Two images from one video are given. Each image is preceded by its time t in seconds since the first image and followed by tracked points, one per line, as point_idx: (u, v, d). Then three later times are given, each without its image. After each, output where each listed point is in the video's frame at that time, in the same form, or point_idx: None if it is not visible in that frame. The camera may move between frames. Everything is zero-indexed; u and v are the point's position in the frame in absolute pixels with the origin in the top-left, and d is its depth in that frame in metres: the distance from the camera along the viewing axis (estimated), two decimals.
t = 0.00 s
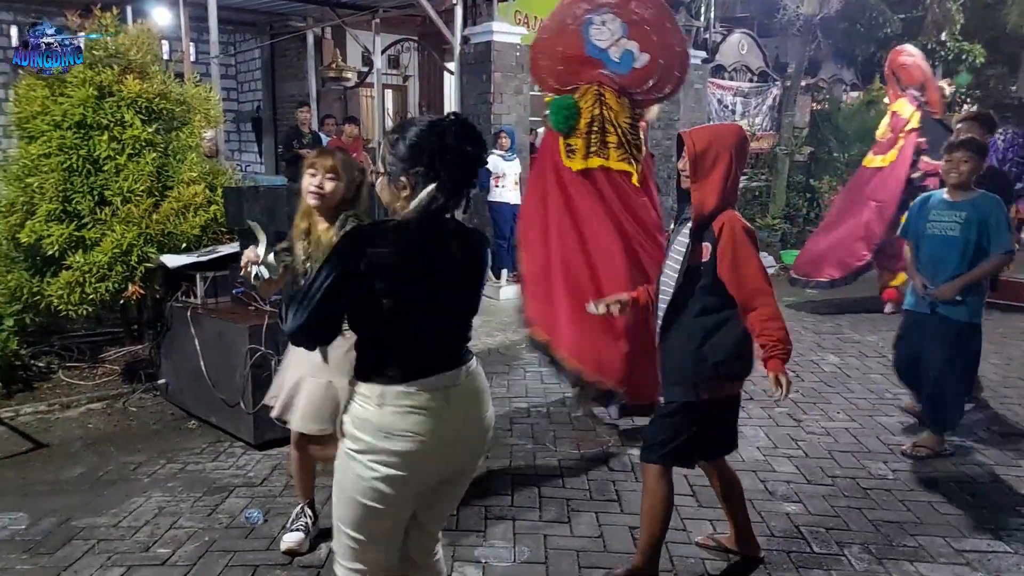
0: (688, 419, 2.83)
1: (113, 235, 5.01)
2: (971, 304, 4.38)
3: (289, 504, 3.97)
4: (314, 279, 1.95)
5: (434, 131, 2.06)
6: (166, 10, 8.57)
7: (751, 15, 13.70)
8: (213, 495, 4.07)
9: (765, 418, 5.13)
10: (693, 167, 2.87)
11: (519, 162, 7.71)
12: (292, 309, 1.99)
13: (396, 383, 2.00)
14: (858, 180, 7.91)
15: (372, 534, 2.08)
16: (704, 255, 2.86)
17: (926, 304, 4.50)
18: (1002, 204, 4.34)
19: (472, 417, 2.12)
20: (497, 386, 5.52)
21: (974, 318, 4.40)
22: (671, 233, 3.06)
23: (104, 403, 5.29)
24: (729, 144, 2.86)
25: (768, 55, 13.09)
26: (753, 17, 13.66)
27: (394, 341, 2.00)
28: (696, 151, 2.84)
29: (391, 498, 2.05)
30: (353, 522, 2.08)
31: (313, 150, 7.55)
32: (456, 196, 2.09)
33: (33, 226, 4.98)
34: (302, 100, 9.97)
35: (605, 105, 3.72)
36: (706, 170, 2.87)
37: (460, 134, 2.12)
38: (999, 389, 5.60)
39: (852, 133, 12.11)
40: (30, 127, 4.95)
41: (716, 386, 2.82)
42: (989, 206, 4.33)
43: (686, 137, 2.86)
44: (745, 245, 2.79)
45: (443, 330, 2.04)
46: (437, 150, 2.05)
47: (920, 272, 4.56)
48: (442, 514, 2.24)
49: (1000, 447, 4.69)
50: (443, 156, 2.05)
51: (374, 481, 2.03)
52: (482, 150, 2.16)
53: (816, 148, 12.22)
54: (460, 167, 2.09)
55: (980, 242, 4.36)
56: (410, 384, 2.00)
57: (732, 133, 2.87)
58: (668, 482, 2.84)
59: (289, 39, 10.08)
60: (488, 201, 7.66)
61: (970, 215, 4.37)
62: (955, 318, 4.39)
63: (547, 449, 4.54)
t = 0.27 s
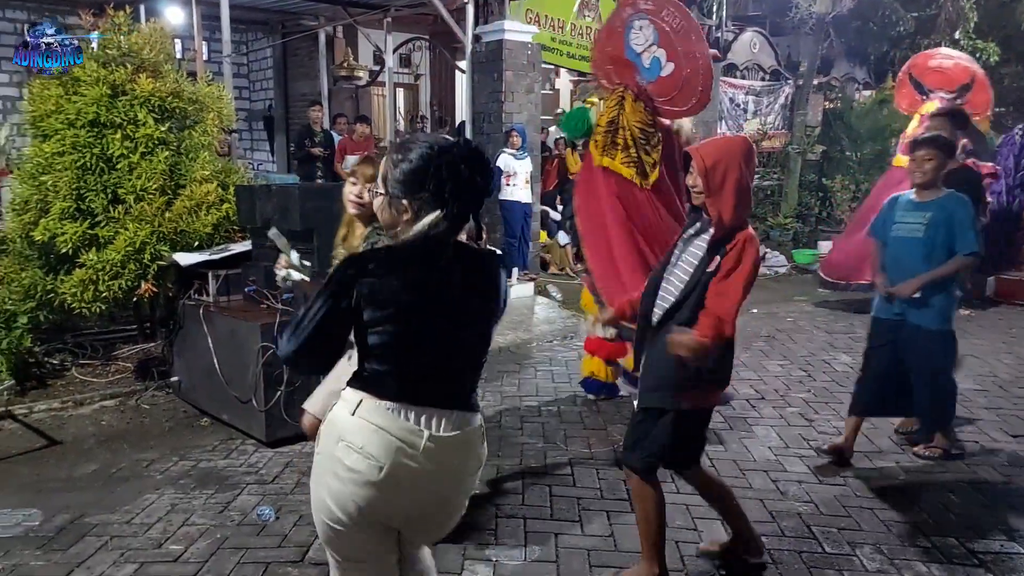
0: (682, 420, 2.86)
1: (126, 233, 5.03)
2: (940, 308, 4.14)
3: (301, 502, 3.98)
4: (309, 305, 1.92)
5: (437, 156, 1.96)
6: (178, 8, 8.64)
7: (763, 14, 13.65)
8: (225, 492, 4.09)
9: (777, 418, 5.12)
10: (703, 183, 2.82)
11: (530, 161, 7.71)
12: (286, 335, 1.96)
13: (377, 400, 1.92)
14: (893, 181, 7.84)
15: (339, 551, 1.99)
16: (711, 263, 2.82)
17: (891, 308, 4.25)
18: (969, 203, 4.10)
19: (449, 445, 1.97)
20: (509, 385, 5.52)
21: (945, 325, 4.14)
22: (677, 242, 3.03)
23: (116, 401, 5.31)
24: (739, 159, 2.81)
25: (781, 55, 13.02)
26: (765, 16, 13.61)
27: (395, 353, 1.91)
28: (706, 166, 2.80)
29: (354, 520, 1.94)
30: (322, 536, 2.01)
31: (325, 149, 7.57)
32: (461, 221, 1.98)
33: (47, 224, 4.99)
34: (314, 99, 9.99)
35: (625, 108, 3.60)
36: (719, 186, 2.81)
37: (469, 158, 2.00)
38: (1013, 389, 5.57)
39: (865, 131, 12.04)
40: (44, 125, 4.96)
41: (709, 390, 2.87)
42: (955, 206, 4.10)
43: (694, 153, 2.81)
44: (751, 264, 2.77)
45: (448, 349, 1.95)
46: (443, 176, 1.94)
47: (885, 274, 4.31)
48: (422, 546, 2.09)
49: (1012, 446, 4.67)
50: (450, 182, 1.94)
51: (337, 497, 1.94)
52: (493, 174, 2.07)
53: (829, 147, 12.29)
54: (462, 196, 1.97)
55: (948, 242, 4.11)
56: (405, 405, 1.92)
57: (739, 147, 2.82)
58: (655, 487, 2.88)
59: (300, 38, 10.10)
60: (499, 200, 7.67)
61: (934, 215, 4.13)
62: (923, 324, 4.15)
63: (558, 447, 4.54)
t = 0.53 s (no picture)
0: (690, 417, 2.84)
1: (135, 231, 5.03)
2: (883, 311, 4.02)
3: (309, 500, 3.99)
4: (316, 290, 1.99)
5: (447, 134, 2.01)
6: (187, 7, 8.66)
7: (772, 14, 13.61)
8: (233, 491, 4.10)
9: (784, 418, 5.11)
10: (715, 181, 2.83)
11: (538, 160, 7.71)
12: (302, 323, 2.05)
13: (380, 396, 1.91)
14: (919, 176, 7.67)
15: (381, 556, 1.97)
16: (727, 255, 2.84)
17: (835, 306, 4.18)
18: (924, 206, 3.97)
19: (460, 433, 1.89)
20: (517, 385, 5.52)
21: (884, 329, 4.02)
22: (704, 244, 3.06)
23: (125, 399, 5.32)
24: (750, 158, 2.81)
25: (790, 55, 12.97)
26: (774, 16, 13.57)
27: (396, 334, 1.90)
28: (720, 164, 2.80)
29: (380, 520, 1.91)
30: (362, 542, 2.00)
31: (333, 148, 7.56)
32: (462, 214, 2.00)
33: (56, 223, 5.00)
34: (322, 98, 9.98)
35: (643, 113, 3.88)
36: (730, 183, 2.81)
37: (466, 147, 2.04)
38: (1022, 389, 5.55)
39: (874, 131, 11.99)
40: (53, 124, 4.97)
41: (721, 386, 2.84)
42: (908, 207, 3.97)
43: (707, 151, 2.82)
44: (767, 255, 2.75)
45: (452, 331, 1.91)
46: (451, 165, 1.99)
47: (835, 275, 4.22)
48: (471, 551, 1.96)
49: (1021, 447, 4.65)
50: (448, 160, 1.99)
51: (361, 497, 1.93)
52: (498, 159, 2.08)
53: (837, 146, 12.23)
54: (474, 172, 2.02)
55: (901, 247, 4.00)
56: (410, 394, 1.88)
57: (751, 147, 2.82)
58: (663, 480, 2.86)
59: (309, 37, 10.10)
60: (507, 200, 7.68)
61: (887, 217, 4.02)
62: (862, 327, 4.03)
63: (565, 447, 4.55)
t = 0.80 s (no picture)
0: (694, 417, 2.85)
1: (140, 230, 5.03)
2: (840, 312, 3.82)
3: (313, 499, 3.99)
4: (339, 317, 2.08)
5: (434, 164, 2.01)
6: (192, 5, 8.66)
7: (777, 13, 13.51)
8: (238, 489, 4.11)
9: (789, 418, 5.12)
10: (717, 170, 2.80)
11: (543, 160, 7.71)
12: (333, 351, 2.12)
13: (403, 431, 1.96)
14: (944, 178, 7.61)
15: None
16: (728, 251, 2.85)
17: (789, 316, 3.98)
18: (880, 207, 3.67)
19: (477, 463, 1.90)
20: (521, 384, 5.52)
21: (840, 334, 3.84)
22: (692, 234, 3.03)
23: (130, 397, 5.32)
24: (754, 146, 2.79)
25: (795, 53, 12.95)
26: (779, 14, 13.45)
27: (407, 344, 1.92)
28: (721, 150, 2.78)
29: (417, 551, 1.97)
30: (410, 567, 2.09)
31: (338, 146, 7.57)
32: (464, 227, 1.97)
33: (61, 221, 5.01)
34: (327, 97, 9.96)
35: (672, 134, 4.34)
36: (730, 169, 2.79)
37: (468, 150, 2.03)
38: None
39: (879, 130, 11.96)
40: (58, 122, 4.97)
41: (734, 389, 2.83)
42: (866, 210, 3.67)
43: (709, 135, 2.79)
44: (767, 254, 2.80)
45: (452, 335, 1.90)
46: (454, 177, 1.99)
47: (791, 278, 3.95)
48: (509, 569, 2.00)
49: None
50: (445, 165, 1.99)
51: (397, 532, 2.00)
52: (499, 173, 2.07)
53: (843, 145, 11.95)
54: (468, 173, 2.00)
55: (856, 251, 3.73)
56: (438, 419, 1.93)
57: (758, 133, 2.79)
58: (676, 481, 2.86)
59: (314, 36, 10.09)
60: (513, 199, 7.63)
61: (840, 220, 3.72)
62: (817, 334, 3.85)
63: (570, 446, 4.55)
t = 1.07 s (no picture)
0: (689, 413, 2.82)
1: (148, 229, 5.04)
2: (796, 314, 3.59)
3: (320, 498, 3.99)
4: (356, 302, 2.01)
5: (439, 140, 2.03)
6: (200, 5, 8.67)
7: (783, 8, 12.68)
8: (245, 488, 4.11)
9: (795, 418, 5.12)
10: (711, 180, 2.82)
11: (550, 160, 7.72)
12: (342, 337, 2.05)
13: (417, 395, 1.97)
14: (968, 179, 7.54)
15: (409, 546, 2.04)
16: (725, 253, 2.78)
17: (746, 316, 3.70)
18: (835, 205, 3.50)
19: (491, 436, 1.94)
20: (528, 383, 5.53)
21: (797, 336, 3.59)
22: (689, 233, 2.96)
23: (137, 396, 5.33)
24: (752, 155, 2.80)
25: (802, 52, 12.91)
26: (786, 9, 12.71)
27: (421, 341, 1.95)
28: (716, 163, 2.80)
29: (410, 514, 1.97)
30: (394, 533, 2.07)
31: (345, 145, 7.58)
32: (468, 212, 2.00)
33: (69, 220, 5.02)
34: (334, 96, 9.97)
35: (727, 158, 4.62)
36: (726, 181, 2.80)
37: (467, 130, 2.04)
38: None
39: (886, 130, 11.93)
40: (66, 121, 4.99)
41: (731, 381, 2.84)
42: (820, 208, 3.49)
43: (706, 146, 2.81)
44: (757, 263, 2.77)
45: (448, 336, 1.93)
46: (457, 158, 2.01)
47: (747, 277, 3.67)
48: (497, 546, 2.02)
49: None
50: (446, 147, 2.01)
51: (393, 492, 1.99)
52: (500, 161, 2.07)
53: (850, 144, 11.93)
54: (469, 154, 2.02)
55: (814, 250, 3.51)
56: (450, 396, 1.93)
57: (759, 145, 2.82)
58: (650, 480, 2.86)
59: (321, 35, 10.10)
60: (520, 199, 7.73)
61: (797, 219, 3.52)
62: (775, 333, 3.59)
63: (576, 446, 4.55)
